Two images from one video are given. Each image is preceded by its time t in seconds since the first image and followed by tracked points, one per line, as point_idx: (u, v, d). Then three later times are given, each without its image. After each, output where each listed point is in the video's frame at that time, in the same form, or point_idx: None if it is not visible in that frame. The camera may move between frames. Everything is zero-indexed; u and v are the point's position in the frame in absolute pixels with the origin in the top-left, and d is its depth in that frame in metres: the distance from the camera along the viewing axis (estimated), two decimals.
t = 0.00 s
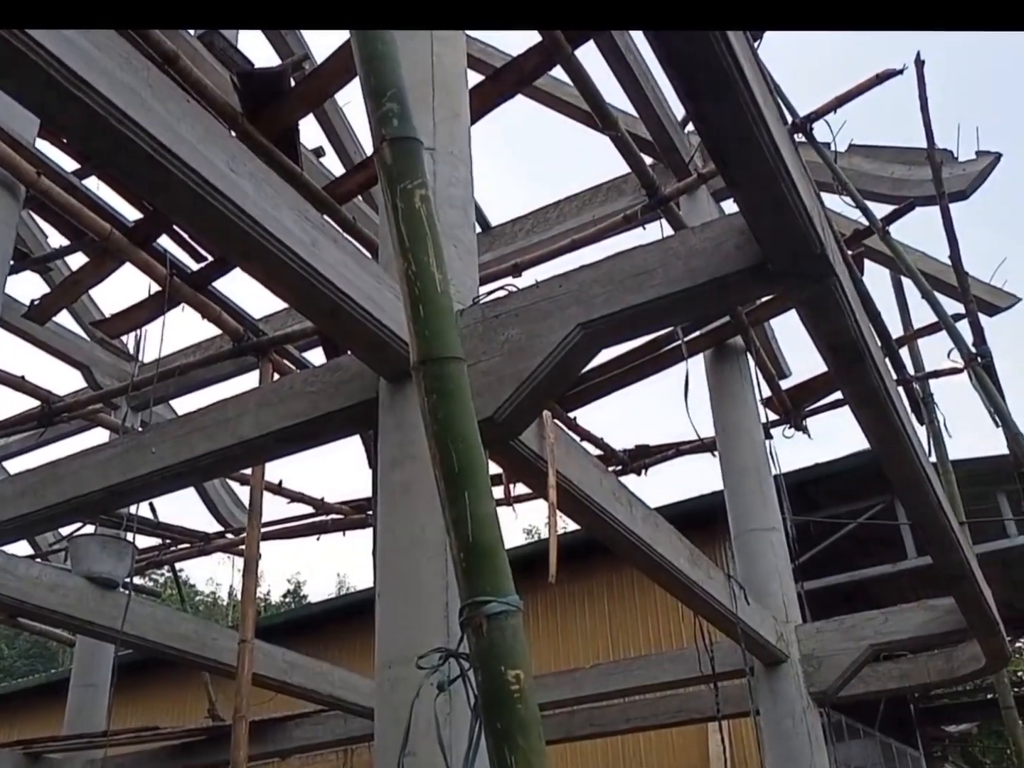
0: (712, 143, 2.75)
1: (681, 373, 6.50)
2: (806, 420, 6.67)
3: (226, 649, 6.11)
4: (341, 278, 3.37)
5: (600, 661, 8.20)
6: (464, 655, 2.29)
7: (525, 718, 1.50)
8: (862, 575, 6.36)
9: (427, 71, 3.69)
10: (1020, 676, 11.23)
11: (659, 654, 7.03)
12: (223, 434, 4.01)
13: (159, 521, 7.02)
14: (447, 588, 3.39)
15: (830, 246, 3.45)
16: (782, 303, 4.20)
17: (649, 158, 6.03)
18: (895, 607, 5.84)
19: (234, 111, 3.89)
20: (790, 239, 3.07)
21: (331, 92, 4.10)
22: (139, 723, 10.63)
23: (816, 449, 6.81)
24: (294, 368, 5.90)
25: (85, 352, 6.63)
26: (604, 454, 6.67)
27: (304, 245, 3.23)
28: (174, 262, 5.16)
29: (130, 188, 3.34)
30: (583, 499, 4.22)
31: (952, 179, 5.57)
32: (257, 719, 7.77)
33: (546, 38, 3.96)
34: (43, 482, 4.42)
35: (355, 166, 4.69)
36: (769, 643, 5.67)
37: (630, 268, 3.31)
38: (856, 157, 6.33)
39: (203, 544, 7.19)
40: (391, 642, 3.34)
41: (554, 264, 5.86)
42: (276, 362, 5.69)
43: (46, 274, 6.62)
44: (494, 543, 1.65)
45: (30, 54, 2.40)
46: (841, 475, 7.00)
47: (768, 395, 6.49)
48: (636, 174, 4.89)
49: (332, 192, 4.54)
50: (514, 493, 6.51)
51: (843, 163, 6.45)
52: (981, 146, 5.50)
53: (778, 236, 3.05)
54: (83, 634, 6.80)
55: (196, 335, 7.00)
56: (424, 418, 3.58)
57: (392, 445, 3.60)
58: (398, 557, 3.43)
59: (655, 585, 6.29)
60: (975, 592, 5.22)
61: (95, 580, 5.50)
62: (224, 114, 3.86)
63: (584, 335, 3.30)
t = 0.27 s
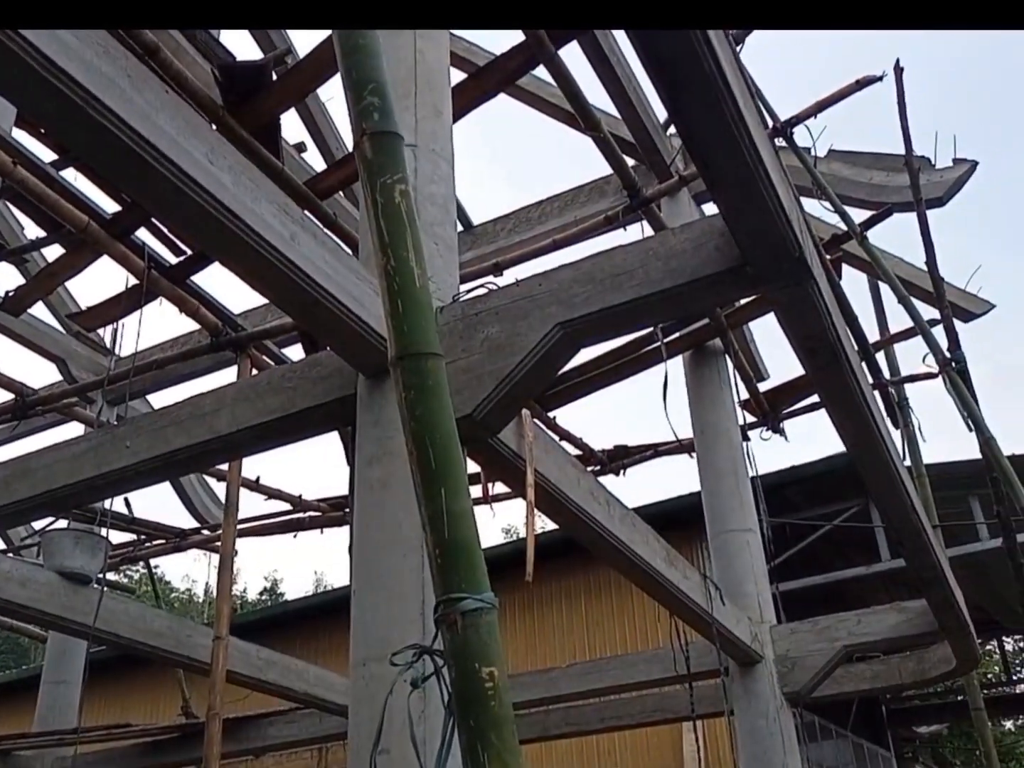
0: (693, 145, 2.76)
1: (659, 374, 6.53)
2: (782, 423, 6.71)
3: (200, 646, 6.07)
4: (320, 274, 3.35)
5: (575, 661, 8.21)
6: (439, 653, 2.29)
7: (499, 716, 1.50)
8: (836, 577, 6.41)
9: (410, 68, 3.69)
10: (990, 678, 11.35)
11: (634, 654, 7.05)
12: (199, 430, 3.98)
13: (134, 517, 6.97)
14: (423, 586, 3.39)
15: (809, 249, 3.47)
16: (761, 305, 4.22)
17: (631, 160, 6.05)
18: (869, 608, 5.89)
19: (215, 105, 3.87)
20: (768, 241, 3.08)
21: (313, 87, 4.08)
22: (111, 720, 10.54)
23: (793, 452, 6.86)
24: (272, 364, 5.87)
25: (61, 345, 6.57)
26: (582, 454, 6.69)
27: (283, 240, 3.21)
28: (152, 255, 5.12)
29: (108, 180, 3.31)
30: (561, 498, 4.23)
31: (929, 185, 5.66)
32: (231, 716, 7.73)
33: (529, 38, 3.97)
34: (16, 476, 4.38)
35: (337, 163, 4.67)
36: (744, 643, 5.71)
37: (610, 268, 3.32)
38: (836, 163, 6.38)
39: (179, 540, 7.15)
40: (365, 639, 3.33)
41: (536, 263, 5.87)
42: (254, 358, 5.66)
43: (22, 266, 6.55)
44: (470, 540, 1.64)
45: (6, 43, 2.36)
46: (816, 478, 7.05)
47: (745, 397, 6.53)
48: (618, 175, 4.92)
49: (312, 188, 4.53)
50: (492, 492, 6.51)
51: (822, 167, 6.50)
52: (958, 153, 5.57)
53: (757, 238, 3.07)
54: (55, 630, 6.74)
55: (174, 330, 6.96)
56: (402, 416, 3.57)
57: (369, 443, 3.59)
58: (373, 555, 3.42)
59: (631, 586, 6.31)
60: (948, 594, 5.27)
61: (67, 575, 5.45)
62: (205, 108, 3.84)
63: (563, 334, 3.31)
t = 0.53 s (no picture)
0: (677, 145, 2.77)
1: (641, 375, 6.55)
2: (762, 425, 6.75)
3: (177, 641, 6.04)
4: (301, 268, 3.34)
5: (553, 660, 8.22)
6: (415, 649, 2.28)
7: (474, 713, 1.49)
8: (814, 579, 6.45)
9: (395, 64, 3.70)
10: (965, 681, 11.44)
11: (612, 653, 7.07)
12: (179, 423, 3.96)
13: (112, 511, 6.93)
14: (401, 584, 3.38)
15: (790, 251, 3.49)
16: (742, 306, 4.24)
17: (615, 160, 6.07)
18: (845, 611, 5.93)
19: (198, 98, 3.85)
20: (751, 241, 3.09)
21: (297, 82, 4.07)
22: (85, 716, 10.47)
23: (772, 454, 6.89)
24: (253, 359, 5.85)
25: (40, 338, 6.52)
26: (563, 453, 6.71)
27: (265, 234, 3.20)
28: (133, 248, 5.09)
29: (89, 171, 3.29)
30: (541, 497, 4.23)
31: (911, 190, 5.71)
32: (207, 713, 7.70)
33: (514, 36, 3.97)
34: None
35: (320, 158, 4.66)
36: (721, 644, 5.73)
37: (593, 267, 3.33)
38: (818, 167, 6.42)
39: (157, 535, 7.11)
40: (341, 635, 3.32)
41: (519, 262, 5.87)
42: (235, 353, 5.64)
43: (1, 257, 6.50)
44: (448, 536, 1.64)
45: None
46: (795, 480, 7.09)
47: (726, 399, 6.56)
48: (602, 176, 4.93)
49: (295, 183, 4.51)
50: (472, 491, 6.51)
51: (806, 172, 6.54)
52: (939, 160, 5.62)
53: (739, 239, 3.08)
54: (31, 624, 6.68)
55: (155, 324, 6.92)
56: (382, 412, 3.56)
57: (349, 438, 3.58)
58: (351, 551, 3.42)
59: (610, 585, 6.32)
60: (924, 597, 5.31)
61: (44, 568, 5.44)
62: (189, 101, 3.82)
63: (545, 332, 3.31)
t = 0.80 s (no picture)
0: (663, 145, 2.78)
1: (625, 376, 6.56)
2: (745, 428, 6.77)
3: (156, 638, 6.00)
4: (285, 263, 3.33)
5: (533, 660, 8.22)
6: (394, 646, 2.27)
7: (453, 711, 1.49)
8: (795, 581, 6.47)
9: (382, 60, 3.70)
10: (942, 684, 11.52)
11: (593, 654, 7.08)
12: (160, 418, 3.94)
13: (92, 507, 6.88)
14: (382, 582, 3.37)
15: (775, 253, 3.50)
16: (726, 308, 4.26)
17: (602, 161, 6.08)
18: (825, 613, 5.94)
19: (184, 92, 3.83)
20: (735, 242, 3.10)
21: (284, 76, 4.06)
22: (62, 714, 10.40)
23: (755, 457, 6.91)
24: (236, 355, 5.82)
25: (21, 331, 6.47)
26: (547, 454, 6.72)
27: (249, 228, 3.19)
28: (116, 242, 5.06)
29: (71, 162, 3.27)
30: (523, 496, 4.23)
31: (896, 195, 5.75)
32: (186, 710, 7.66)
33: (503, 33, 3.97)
34: None
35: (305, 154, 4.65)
36: (702, 645, 5.75)
37: (578, 266, 3.33)
38: (804, 171, 6.45)
39: (138, 532, 7.07)
40: (321, 633, 3.30)
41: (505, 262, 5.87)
42: (218, 348, 5.61)
43: None
44: (429, 533, 1.63)
45: None
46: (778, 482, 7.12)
47: (709, 401, 6.58)
48: (589, 176, 4.94)
49: (281, 178, 4.50)
50: (455, 490, 6.50)
51: (792, 175, 6.56)
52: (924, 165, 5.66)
53: (724, 240, 3.09)
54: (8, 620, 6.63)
55: (137, 319, 6.88)
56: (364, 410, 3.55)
57: (331, 436, 3.57)
58: (332, 548, 3.40)
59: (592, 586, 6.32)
60: (904, 600, 5.34)
61: (21, 563, 5.38)
62: (175, 95, 3.80)
63: (529, 331, 3.31)
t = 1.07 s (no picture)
0: (648, 150, 2.78)
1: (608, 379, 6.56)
2: (726, 433, 6.77)
3: (133, 638, 5.96)
4: (266, 261, 3.31)
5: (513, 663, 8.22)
6: (372, 647, 2.26)
7: (430, 714, 1.47)
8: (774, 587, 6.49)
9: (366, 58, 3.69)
10: (920, 691, 11.59)
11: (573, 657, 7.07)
12: (139, 416, 3.91)
13: (70, 505, 6.83)
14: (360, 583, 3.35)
15: (758, 259, 3.51)
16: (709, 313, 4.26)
17: (588, 165, 6.09)
18: (804, 620, 5.99)
19: (168, 88, 3.80)
20: (719, 247, 3.11)
21: (268, 73, 4.03)
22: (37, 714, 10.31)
23: (736, 462, 6.93)
24: (218, 353, 5.79)
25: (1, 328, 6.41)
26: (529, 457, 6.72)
27: (231, 225, 3.17)
28: (97, 238, 5.02)
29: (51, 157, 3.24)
30: (504, 498, 4.22)
31: (879, 203, 5.78)
32: (162, 711, 7.60)
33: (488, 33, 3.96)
34: None
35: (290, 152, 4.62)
36: (681, 650, 5.75)
37: (562, 268, 3.33)
38: (789, 178, 6.47)
39: (116, 531, 7.03)
40: (298, 634, 3.28)
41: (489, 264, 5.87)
42: (199, 347, 5.57)
43: None
44: (408, 534, 1.62)
45: None
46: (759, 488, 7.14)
47: (692, 406, 6.59)
48: (574, 179, 4.95)
49: (264, 176, 4.47)
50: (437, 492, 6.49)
51: (776, 182, 6.59)
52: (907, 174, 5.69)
53: (707, 244, 3.09)
54: None
55: (118, 316, 6.83)
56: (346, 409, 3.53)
57: (311, 435, 3.55)
58: (310, 549, 3.38)
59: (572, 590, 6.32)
60: (882, 607, 5.36)
61: None
62: (158, 91, 3.77)
63: (512, 333, 3.30)
